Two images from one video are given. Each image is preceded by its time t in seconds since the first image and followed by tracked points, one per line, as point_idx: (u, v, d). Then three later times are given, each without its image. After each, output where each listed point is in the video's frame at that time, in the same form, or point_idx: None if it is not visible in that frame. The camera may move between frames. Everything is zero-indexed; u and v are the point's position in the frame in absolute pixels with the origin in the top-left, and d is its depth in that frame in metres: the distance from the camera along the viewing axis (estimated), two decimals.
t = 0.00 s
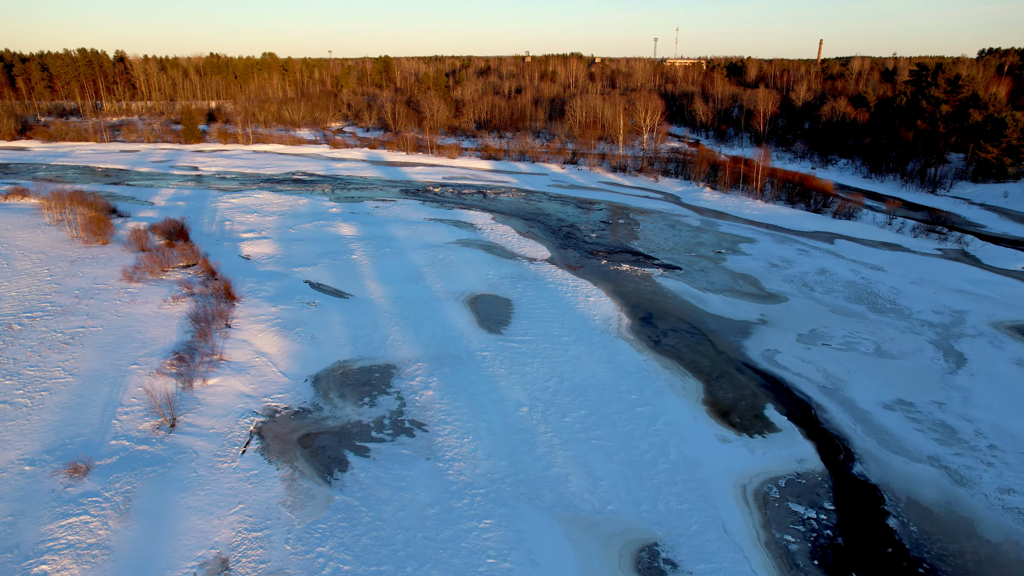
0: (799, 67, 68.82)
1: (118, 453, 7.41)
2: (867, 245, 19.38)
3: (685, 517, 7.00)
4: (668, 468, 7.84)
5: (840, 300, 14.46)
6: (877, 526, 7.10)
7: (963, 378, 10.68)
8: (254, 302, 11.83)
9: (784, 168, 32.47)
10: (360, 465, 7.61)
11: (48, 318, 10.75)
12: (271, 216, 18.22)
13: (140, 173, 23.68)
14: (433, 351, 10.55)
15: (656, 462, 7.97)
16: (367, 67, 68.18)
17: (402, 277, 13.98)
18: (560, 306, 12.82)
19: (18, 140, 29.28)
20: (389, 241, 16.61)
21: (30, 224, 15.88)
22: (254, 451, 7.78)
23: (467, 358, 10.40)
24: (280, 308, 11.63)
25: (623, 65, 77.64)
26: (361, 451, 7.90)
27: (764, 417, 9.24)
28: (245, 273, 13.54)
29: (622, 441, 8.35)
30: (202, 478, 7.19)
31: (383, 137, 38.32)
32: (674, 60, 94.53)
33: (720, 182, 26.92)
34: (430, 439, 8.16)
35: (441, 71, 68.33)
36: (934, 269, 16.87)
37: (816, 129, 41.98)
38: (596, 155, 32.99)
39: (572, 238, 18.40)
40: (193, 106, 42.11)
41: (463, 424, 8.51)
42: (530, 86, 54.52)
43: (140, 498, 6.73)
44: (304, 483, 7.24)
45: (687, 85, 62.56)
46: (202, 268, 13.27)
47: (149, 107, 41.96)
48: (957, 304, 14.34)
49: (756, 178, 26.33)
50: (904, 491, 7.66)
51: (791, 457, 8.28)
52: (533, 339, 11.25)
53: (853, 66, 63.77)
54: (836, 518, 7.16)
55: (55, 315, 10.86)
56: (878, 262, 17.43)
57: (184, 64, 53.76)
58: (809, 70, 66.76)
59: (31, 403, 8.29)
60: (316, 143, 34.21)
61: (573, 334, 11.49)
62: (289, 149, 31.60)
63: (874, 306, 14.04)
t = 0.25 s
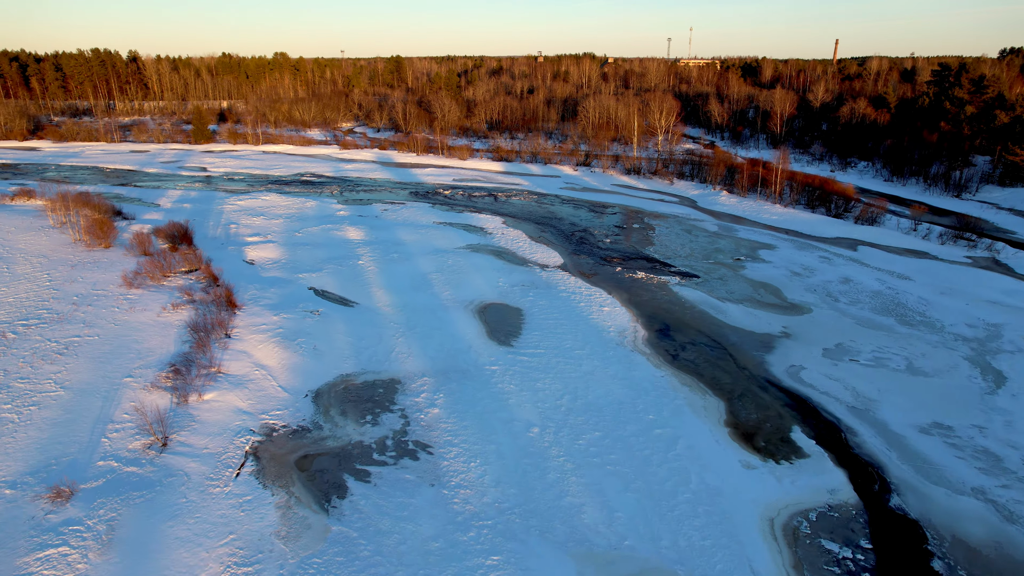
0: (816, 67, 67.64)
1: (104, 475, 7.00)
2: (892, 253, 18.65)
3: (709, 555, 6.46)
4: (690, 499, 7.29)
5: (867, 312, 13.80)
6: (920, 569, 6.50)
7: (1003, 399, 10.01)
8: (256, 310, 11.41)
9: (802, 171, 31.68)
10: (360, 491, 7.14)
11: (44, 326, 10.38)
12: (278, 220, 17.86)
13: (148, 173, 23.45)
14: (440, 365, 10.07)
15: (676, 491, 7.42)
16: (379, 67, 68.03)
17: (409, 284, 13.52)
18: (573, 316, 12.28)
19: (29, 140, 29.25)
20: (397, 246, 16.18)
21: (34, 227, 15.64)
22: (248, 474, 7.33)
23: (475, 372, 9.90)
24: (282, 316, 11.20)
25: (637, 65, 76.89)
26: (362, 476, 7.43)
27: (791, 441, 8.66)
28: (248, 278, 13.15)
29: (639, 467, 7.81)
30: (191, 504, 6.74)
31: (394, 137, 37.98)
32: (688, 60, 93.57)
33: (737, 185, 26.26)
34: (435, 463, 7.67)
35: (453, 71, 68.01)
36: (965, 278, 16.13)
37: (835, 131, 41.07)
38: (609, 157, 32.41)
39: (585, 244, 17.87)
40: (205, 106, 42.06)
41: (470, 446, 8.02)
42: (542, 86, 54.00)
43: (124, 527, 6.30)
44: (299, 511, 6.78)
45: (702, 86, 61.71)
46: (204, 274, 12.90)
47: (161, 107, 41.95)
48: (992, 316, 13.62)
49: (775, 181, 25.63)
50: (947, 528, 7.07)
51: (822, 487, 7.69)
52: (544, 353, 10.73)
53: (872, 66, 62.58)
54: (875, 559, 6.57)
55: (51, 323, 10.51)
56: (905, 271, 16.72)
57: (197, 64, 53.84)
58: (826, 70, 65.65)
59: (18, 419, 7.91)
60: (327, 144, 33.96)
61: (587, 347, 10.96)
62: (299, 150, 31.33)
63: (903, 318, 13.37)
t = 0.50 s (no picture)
0: (834, 67, 66.42)
1: (90, 500, 6.59)
2: (920, 261, 17.90)
3: None
4: (715, 535, 6.73)
5: (896, 324, 13.13)
6: None
7: None
8: (258, 319, 10.99)
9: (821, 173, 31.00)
10: (360, 521, 6.68)
11: (39, 334, 10.04)
12: (285, 223, 17.50)
13: (157, 174, 23.24)
14: (447, 381, 9.58)
15: (700, 525, 6.87)
16: (392, 67, 67.78)
17: (417, 291, 13.06)
18: (587, 328, 11.75)
19: (41, 140, 29.23)
20: (406, 251, 15.74)
21: (38, 229, 15.38)
22: (242, 500, 6.89)
23: (484, 389, 9.41)
24: (285, 326, 10.79)
25: (651, 65, 76.01)
26: (362, 504, 6.96)
27: (822, 469, 8.06)
28: (252, 285, 12.76)
29: (660, 497, 7.27)
30: (179, 533, 6.31)
31: (406, 138, 37.65)
32: (703, 60, 92.52)
33: (755, 189, 25.57)
34: (440, 490, 7.18)
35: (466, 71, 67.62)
36: (998, 289, 15.39)
37: (855, 132, 40.11)
38: (623, 159, 31.83)
39: (599, 250, 17.33)
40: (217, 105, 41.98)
41: (478, 472, 7.53)
42: (556, 86, 53.40)
43: (107, 560, 5.88)
44: (294, 543, 6.32)
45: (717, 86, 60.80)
46: (207, 280, 12.52)
47: (173, 106, 41.96)
48: None
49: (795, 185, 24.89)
50: (1000, 572, 6.46)
51: (858, 522, 7.11)
52: (558, 367, 10.21)
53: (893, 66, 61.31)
54: None
55: (46, 332, 10.15)
56: (935, 281, 16.01)
57: (210, 64, 53.87)
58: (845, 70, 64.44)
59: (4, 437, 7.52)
60: (337, 145, 33.71)
61: (602, 362, 10.42)
62: (309, 150, 31.08)
63: (936, 332, 12.68)
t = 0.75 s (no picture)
0: (854, 66, 65.08)
1: (74, 528, 6.20)
2: (952, 269, 17.12)
3: None
4: None
5: (930, 339, 12.43)
6: None
7: None
8: (261, 328, 10.60)
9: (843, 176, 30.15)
10: (359, 557, 6.21)
11: (35, 343, 9.70)
12: (294, 226, 17.16)
13: (167, 175, 23.04)
14: (456, 398, 9.10)
15: (728, 566, 6.31)
16: (405, 67, 67.58)
17: (426, 299, 12.60)
18: (603, 342, 11.22)
19: (55, 140, 29.23)
20: (416, 256, 15.31)
21: (44, 231, 15.13)
22: (235, 529, 6.45)
23: (495, 407, 8.92)
24: (288, 337, 10.38)
25: (667, 65, 75.13)
26: (363, 535, 6.49)
27: (859, 502, 7.46)
28: (257, 291, 12.39)
29: (683, 533, 6.73)
30: (166, 567, 5.87)
31: (419, 138, 37.31)
32: (719, 60, 91.39)
33: (776, 193, 24.84)
34: (446, 521, 6.70)
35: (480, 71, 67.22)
36: None
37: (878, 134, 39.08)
38: (639, 161, 31.19)
39: (615, 257, 16.78)
40: (230, 105, 41.94)
41: (487, 501, 7.03)
42: (570, 86, 52.79)
43: None
44: None
45: (735, 86, 59.80)
46: (210, 286, 12.16)
47: (187, 106, 41.98)
48: None
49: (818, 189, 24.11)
50: None
51: (900, 564, 6.51)
52: (572, 383, 9.69)
53: (915, 66, 59.91)
54: None
55: (42, 340, 9.82)
56: (969, 291, 15.25)
57: (225, 63, 53.97)
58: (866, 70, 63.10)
59: None
60: (349, 145, 33.55)
61: (619, 379, 9.89)
62: (321, 151, 30.82)
63: (973, 348, 11.98)
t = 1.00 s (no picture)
0: (875, 66, 63.70)
1: (55, 560, 5.80)
2: (986, 280, 16.32)
3: None
4: None
5: (968, 355, 11.72)
6: None
7: None
8: (264, 339, 10.20)
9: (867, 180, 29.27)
10: None
11: (31, 353, 9.37)
12: (303, 229, 16.81)
13: (178, 176, 22.85)
14: (466, 417, 8.61)
15: None
16: (420, 66, 67.38)
17: (436, 308, 12.14)
18: (621, 356, 10.67)
19: (69, 140, 29.25)
20: (427, 262, 14.87)
21: (50, 233, 14.89)
22: (226, 563, 6.02)
23: (506, 427, 8.41)
24: (292, 348, 9.96)
25: (683, 65, 74.20)
26: (362, 572, 6.03)
27: (901, 541, 6.85)
28: (262, 298, 12.00)
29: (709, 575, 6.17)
30: None
31: (432, 139, 36.95)
32: (736, 61, 90.19)
33: (799, 197, 24.11)
34: (452, 556, 6.22)
35: (494, 71, 66.84)
36: None
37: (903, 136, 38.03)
38: (656, 163, 30.52)
39: (632, 264, 16.21)
40: (244, 106, 41.92)
41: (496, 534, 6.54)
42: (586, 87, 52.19)
43: None
44: None
45: (753, 87, 58.79)
46: (214, 293, 11.80)
47: (202, 106, 42.01)
48: None
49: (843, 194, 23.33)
50: None
51: None
52: (588, 402, 9.17)
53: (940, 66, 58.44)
54: None
55: (39, 349, 9.48)
56: (1006, 304, 14.47)
57: (240, 64, 54.11)
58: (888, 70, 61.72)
59: None
60: (360, 145, 33.89)
61: (638, 398, 9.35)
62: (333, 152, 30.55)
63: (1015, 366, 11.26)
